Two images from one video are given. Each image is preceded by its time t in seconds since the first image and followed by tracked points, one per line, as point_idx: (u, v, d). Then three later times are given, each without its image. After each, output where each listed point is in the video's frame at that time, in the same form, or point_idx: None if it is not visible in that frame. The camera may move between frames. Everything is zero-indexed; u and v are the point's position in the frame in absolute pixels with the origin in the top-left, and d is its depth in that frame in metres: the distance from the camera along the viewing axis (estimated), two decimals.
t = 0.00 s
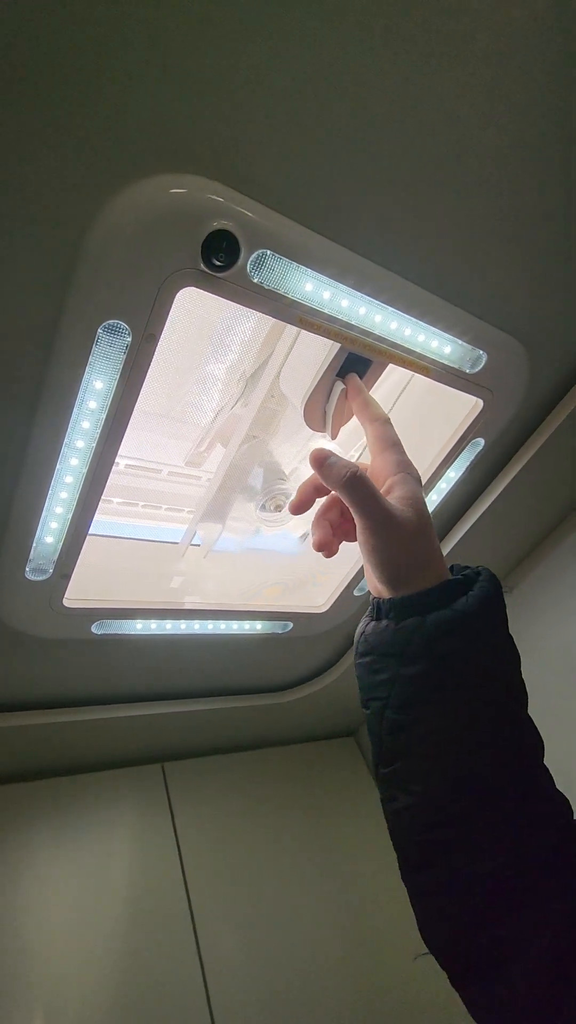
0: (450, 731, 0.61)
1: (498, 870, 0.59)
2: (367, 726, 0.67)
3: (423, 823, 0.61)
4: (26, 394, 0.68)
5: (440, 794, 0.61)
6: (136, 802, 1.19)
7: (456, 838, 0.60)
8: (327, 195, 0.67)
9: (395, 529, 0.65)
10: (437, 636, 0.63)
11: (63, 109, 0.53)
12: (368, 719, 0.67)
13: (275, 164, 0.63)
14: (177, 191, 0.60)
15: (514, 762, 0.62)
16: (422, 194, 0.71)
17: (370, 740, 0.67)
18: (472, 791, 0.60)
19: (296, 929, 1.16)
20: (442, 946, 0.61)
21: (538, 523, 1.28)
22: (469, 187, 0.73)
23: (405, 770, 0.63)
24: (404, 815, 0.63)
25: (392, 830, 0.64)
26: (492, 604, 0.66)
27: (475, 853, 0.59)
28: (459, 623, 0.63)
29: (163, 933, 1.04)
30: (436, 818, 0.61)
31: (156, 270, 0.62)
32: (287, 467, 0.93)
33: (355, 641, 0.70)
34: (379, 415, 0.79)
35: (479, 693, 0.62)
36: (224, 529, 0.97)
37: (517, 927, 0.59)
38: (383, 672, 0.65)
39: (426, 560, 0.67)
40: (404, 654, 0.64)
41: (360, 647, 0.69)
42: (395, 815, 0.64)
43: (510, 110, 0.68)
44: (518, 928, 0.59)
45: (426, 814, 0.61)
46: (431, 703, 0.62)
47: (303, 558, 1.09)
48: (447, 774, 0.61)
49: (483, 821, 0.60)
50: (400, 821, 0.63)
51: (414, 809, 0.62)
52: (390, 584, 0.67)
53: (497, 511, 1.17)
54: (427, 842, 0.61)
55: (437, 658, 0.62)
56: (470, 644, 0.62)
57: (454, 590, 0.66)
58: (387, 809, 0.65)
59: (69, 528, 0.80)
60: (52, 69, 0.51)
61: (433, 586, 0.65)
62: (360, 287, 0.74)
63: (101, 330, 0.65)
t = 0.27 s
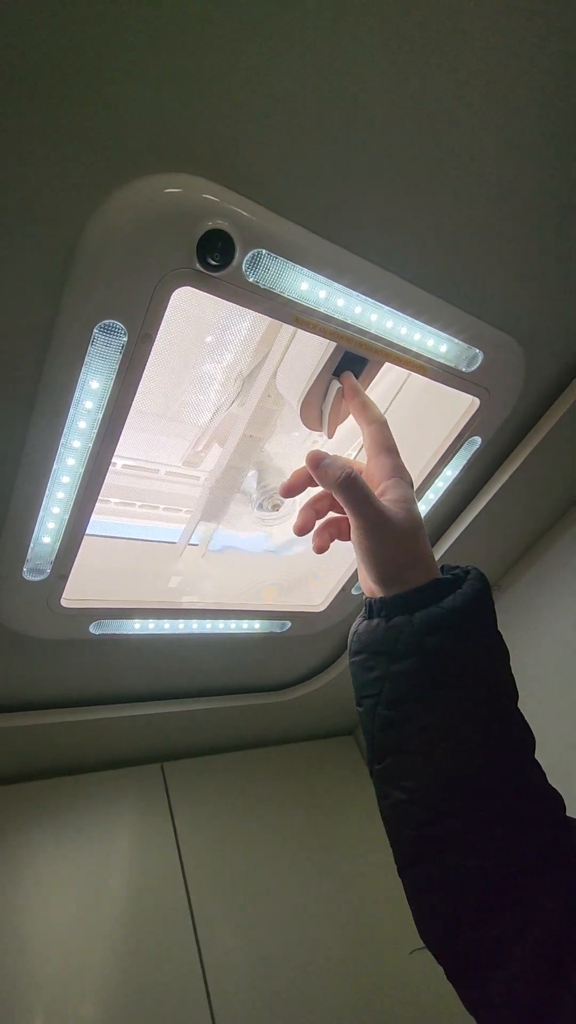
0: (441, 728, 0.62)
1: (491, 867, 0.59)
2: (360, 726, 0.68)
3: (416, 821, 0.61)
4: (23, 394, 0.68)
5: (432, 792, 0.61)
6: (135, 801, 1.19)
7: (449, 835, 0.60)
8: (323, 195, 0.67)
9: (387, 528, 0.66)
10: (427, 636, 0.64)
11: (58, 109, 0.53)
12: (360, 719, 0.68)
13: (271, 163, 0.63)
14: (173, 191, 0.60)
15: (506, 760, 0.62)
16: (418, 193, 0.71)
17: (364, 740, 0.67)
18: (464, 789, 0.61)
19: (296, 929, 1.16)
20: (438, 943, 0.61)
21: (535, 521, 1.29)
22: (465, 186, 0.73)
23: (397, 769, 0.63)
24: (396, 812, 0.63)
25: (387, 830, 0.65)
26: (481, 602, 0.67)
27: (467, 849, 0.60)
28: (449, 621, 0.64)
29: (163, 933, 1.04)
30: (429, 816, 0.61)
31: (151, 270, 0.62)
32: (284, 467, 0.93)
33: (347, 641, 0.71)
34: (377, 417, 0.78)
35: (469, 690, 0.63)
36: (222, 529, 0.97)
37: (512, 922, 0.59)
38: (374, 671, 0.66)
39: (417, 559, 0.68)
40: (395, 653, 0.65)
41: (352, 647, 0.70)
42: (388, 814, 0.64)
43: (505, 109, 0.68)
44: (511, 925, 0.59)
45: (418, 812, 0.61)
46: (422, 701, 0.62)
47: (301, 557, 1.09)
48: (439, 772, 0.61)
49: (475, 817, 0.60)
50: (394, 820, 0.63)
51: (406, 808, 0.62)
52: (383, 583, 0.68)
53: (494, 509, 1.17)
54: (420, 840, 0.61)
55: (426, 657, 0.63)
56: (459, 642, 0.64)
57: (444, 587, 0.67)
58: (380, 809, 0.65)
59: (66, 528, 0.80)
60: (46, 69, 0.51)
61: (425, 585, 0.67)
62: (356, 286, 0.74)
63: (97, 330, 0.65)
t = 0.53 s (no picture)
0: (434, 726, 0.62)
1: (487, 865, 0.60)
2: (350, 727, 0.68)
3: (408, 820, 0.61)
4: (22, 394, 0.68)
5: (425, 790, 0.61)
6: (135, 801, 1.20)
7: (443, 833, 0.60)
8: (321, 195, 0.67)
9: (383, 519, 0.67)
10: (418, 634, 0.64)
11: (56, 109, 0.53)
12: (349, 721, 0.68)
13: (268, 163, 0.63)
14: (170, 191, 0.60)
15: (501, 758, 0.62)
16: (415, 192, 0.71)
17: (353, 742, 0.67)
18: (458, 788, 0.61)
19: (296, 929, 1.16)
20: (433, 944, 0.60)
21: (533, 520, 1.29)
22: (462, 186, 0.73)
23: (389, 768, 0.63)
24: (388, 812, 0.63)
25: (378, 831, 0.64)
26: (473, 602, 0.68)
27: (463, 848, 0.60)
28: (438, 619, 0.65)
29: (163, 934, 1.05)
30: (422, 814, 0.61)
31: (149, 270, 0.63)
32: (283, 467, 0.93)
33: (337, 642, 0.71)
34: (382, 414, 0.79)
35: (463, 689, 0.63)
36: (221, 528, 0.97)
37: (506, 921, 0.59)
38: (365, 670, 0.66)
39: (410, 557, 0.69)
40: (386, 652, 0.65)
41: (343, 647, 0.70)
42: (380, 815, 0.64)
43: (501, 108, 0.68)
44: (501, 924, 0.59)
45: (411, 811, 0.61)
46: (413, 699, 0.63)
47: (300, 557, 1.09)
48: (431, 770, 0.61)
49: (470, 815, 0.60)
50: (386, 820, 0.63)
51: (399, 807, 0.62)
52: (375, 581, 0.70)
53: (493, 508, 1.17)
54: (412, 839, 0.61)
55: (416, 654, 0.64)
56: (451, 640, 0.64)
57: (435, 584, 0.68)
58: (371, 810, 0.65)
59: (65, 528, 0.80)
60: (45, 69, 0.51)
61: (415, 581, 0.68)
62: (354, 286, 0.74)
63: (95, 330, 0.65)
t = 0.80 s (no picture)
0: (411, 733, 0.62)
1: (463, 872, 0.60)
2: (322, 738, 0.67)
3: (385, 830, 0.61)
4: (23, 395, 0.69)
5: (402, 799, 0.61)
6: (136, 801, 1.20)
7: (420, 841, 0.61)
8: (320, 197, 0.67)
9: (360, 515, 0.68)
10: (395, 641, 0.64)
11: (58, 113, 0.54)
12: (322, 731, 0.67)
13: (267, 165, 0.63)
14: (171, 194, 0.60)
15: (479, 765, 0.63)
16: (414, 194, 0.72)
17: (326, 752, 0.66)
18: (435, 794, 0.61)
19: (296, 929, 1.16)
20: (403, 952, 0.61)
21: (532, 520, 1.29)
22: (461, 187, 0.73)
23: (365, 778, 0.63)
24: (364, 823, 0.62)
25: (352, 842, 0.64)
26: (451, 607, 0.68)
27: (439, 855, 0.60)
28: (412, 624, 0.65)
29: (164, 934, 1.05)
30: (398, 824, 0.61)
31: (150, 272, 0.63)
32: (282, 467, 0.93)
33: (311, 649, 0.69)
34: (367, 407, 0.79)
35: (439, 694, 0.64)
36: (220, 529, 0.97)
37: (480, 928, 0.60)
38: (344, 677, 0.65)
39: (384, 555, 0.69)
40: (363, 660, 0.65)
41: (317, 654, 0.68)
42: (354, 825, 0.63)
43: (500, 110, 0.68)
44: (504, 924, 0.60)
45: (387, 820, 0.61)
46: (389, 707, 0.63)
47: (300, 557, 1.09)
48: (409, 779, 0.61)
49: (448, 822, 0.61)
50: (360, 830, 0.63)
51: (375, 817, 0.62)
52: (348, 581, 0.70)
53: (492, 508, 1.18)
54: (389, 849, 0.61)
55: (394, 661, 0.64)
56: (426, 645, 0.64)
57: (408, 585, 0.68)
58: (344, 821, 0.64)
59: (65, 529, 0.80)
60: (46, 71, 0.51)
61: (387, 580, 0.68)
62: (353, 287, 0.74)
63: (96, 332, 0.65)
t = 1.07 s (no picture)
0: (407, 732, 0.63)
1: (458, 872, 0.60)
2: (319, 737, 0.67)
3: (380, 828, 0.62)
4: (20, 394, 0.68)
5: (398, 798, 0.62)
6: (134, 801, 1.20)
7: (415, 840, 0.61)
8: (318, 195, 0.67)
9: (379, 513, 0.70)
10: (395, 641, 0.65)
11: (54, 111, 0.53)
12: (319, 730, 0.67)
13: (265, 164, 0.63)
14: (168, 192, 0.60)
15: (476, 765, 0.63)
16: (412, 192, 0.71)
17: (324, 752, 0.67)
18: (431, 793, 0.61)
19: (295, 929, 1.16)
20: (395, 953, 0.60)
21: (531, 518, 1.29)
22: (459, 185, 0.73)
23: (361, 776, 0.63)
24: (359, 821, 0.63)
25: (347, 842, 0.64)
26: (449, 609, 0.69)
27: (435, 854, 0.60)
28: (409, 625, 0.66)
29: (163, 934, 1.05)
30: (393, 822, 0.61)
31: (148, 270, 0.63)
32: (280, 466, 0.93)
33: (311, 652, 0.70)
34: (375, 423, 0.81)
35: (438, 694, 0.64)
36: (218, 527, 0.97)
37: (475, 929, 0.60)
38: (345, 677, 0.66)
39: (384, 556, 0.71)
40: (360, 659, 0.66)
41: (317, 655, 0.69)
42: (349, 823, 0.64)
43: (498, 108, 0.68)
44: (500, 923, 0.60)
45: (383, 818, 0.62)
46: (386, 705, 0.63)
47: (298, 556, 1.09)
48: (406, 777, 0.62)
49: (444, 821, 0.61)
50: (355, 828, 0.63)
51: (370, 814, 0.62)
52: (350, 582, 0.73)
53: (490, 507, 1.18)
54: (384, 847, 0.61)
55: (394, 660, 0.64)
56: (423, 646, 0.65)
57: (411, 586, 0.69)
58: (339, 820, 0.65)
59: (63, 528, 0.80)
60: (42, 70, 0.51)
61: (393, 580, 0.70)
62: (351, 286, 0.74)
63: (93, 330, 0.65)
